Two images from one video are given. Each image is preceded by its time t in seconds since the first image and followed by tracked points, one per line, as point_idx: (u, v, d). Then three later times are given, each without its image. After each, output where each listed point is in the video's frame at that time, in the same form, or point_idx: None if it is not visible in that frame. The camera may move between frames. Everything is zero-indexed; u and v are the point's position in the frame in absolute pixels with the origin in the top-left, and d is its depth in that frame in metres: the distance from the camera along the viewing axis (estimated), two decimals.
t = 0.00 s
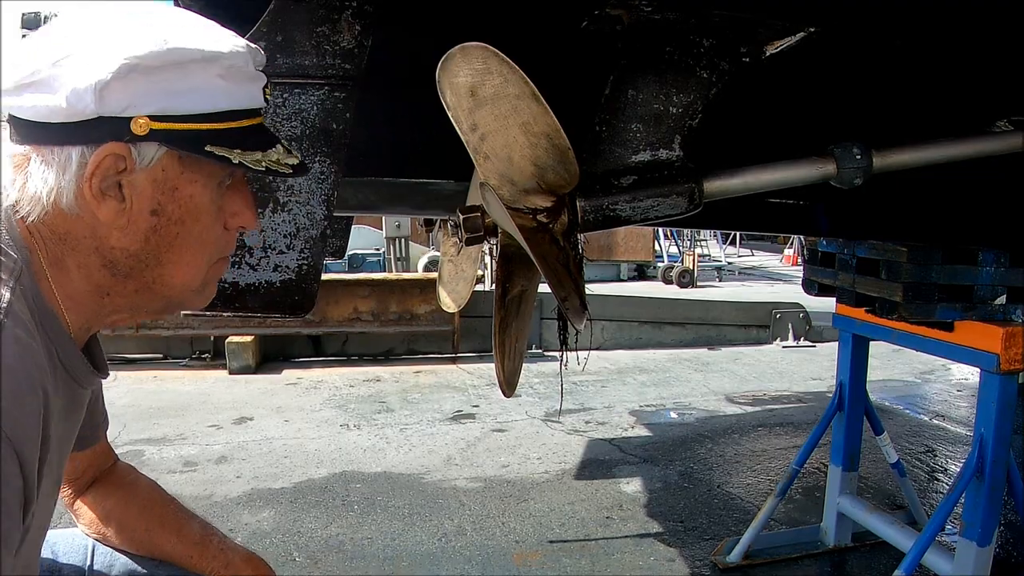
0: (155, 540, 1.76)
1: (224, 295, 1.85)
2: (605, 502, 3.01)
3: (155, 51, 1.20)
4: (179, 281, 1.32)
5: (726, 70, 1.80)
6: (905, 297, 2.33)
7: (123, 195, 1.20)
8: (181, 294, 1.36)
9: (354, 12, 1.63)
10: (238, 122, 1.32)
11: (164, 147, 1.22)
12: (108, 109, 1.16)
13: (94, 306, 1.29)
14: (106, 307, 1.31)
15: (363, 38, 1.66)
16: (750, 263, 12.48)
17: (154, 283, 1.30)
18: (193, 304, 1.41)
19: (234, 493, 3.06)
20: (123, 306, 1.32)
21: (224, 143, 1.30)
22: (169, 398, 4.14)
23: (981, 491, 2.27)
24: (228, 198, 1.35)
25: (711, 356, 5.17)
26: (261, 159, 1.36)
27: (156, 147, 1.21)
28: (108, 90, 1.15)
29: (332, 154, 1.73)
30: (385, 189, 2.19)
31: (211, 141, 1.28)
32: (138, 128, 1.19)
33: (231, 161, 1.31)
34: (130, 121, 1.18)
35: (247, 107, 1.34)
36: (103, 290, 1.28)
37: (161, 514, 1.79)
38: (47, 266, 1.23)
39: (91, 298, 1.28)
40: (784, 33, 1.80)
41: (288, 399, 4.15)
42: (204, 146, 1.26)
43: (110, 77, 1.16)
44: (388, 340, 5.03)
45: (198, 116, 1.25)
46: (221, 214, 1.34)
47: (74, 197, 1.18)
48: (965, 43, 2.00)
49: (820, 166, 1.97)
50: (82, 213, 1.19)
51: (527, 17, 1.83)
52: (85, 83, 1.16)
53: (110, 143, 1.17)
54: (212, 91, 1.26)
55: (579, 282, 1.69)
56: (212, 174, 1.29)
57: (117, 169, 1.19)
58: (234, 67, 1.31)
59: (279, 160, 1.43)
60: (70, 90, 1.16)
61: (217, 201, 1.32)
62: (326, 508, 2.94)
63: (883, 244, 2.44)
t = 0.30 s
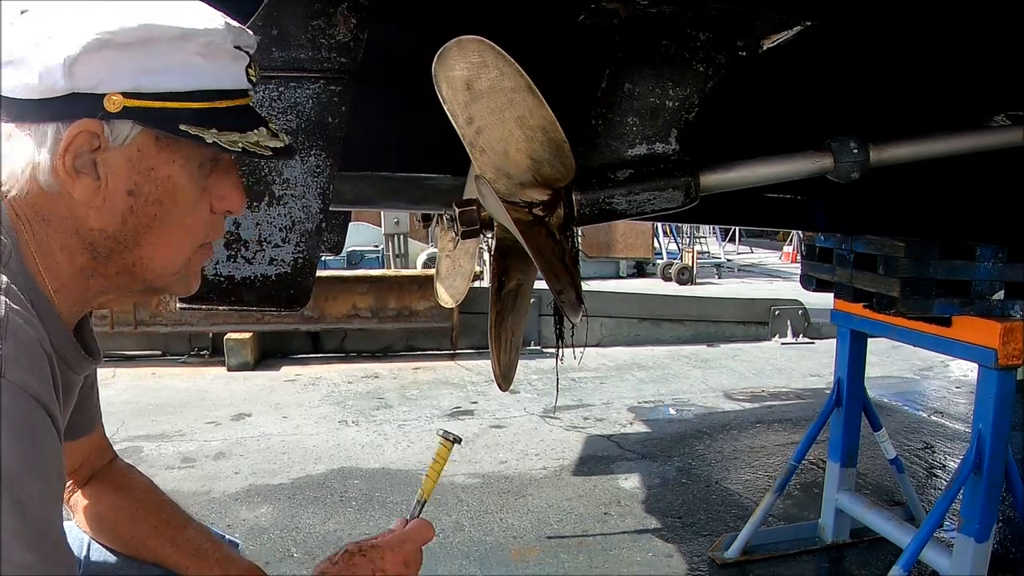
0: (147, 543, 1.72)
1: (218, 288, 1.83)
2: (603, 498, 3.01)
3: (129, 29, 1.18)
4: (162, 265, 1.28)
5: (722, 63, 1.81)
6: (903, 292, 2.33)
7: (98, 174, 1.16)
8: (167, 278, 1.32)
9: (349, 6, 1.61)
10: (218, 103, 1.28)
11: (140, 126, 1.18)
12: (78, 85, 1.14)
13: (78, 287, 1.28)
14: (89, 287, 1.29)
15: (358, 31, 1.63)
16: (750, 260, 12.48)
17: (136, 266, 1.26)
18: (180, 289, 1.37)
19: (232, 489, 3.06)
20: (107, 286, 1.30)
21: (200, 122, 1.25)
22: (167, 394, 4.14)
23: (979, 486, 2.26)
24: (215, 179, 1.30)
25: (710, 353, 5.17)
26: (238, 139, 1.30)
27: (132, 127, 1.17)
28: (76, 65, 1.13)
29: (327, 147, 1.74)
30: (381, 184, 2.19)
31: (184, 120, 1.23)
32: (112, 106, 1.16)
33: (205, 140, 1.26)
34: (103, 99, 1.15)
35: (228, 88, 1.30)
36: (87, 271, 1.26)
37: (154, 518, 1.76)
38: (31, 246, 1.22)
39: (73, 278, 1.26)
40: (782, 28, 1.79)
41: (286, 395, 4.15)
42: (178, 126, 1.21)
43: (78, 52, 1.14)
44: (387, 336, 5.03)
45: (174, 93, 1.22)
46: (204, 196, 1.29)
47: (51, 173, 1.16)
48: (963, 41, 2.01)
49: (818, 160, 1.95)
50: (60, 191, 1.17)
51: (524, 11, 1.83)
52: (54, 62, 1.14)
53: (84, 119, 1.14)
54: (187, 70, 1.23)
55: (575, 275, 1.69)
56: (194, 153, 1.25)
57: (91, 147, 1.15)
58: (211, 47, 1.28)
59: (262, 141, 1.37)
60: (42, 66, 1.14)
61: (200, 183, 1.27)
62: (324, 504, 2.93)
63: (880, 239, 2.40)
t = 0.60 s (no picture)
0: (159, 550, 1.71)
1: (217, 290, 1.82)
2: (602, 498, 3.01)
3: None
4: (115, 241, 1.18)
5: (722, 63, 1.80)
6: (903, 292, 2.32)
7: (47, 138, 1.09)
8: (127, 256, 1.22)
9: (347, 5, 1.61)
10: (170, 64, 1.14)
11: (81, 88, 1.07)
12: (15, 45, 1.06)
13: (48, 268, 1.22)
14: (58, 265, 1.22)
15: (356, 31, 1.63)
16: (749, 258, 12.48)
17: (89, 239, 1.17)
18: (151, 271, 1.26)
19: (231, 488, 3.06)
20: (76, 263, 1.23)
21: (145, 84, 1.11)
22: (167, 393, 4.14)
23: (979, 486, 2.26)
24: (178, 152, 1.18)
25: (709, 351, 5.17)
26: (169, 98, 1.13)
27: (75, 90, 1.08)
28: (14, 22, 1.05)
29: (325, 148, 1.72)
30: (379, 184, 2.18)
31: (118, 79, 1.09)
32: (52, 67, 1.07)
33: (129, 97, 1.09)
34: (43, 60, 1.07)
35: (176, 49, 1.15)
36: (46, 245, 1.19)
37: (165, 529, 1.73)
38: None
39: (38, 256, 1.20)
40: (781, 27, 1.79)
41: (285, 394, 4.15)
42: (108, 83, 1.08)
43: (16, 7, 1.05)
44: (386, 335, 5.03)
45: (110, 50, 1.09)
46: (162, 167, 1.17)
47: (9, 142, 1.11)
48: (965, 39, 1.98)
49: (817, 160, 1.94)
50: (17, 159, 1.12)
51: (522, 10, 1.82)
52: None
53: (28, 81, 1.07)
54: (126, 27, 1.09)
55: (573, 276, 1.67)
56: (144, 118, 1.13)
57: (39, 109, 1.08)
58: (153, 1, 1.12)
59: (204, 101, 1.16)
60: None
61: (157, 153, 1.16)
62: (323, 504, 2.93)
63: (880, 239, 2.40)
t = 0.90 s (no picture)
0: (163, 549, 1.72)
1: (216, 286, 1.82)
2: (601, 494, 3.01)
3: None
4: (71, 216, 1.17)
5: (720, 60, 1.80)
6: (902, 288, 2.34)
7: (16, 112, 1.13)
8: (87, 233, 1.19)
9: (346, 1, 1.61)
10: (131, 37, 1.13)
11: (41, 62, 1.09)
12: None
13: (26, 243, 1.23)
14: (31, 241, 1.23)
15: (355, 28, 1.64)
16: (749, 255, 12.48)
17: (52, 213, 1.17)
18: (114, 253, 1.22)
19: (230, 485, 3.06)
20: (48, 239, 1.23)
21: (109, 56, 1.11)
22: (166, 390, 4.14)
23: (978, 483, 2.26)
24: (133, 127, 1.16)
25: (709, 348, 5.17)
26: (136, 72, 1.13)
27: (38, 64, 1.10)
28: None
29: (324, 144, 1.73)
30: (378, 180, 2.18)
31: (71, 52, 1.09)
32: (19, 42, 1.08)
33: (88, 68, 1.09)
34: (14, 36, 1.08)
35: (135, 23, 1.14)
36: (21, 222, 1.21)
37: (170, 526, 1.74)
38: None
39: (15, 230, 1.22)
40: (779, 23, 1.78)
41: (285, 391, 4.16)
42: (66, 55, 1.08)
43: None
44: (386, 332, 5.03)
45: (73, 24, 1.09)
46: (118, 141, 1.15)
47: None
48: (964, 35, 1.97)
49: (816, 156, 1.95)
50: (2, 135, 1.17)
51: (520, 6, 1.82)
52: None
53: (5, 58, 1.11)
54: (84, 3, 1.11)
55: (572, 272, 1.67)
56: (98, 92, 1.13)
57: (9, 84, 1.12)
58: None
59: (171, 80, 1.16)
60: None
61: (111, 127, 1.14)
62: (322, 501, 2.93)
63: (879, 237, 2.42)
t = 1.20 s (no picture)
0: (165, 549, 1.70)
1: (218, 285, 1.84)
2: (602, 493, 3.02)
3: None
4: (102, 209, 1.21)
5: (723, 59, 1.79)
6: (903, 287, 2.34)
7: (34, 114, 1.12)
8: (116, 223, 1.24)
9: None
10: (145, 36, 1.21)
11: (67, 62, 1.12)
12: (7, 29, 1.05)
13: (35, 242, 1.23)
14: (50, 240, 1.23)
15: (357, 27, 1.62)
16: (749, 254, 12.49)
17: (78, 210, 1.19)
18: (143, 239, 1.30)
19: (231, 484, 3.06)
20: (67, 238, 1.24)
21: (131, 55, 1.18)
22: (167, 389, 4.14)
23: (979, 482, 2.27)
24: (158, 122, 1.22)
25: (709, 347, 5.18)
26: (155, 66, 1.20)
27: (61, 64, 1.13)
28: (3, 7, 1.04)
29: (326, 143, 1.73)
30: (379, 179, 2.18)
31: (105, 52, 1.14)
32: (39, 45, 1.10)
33: (120, 68, 1.15)
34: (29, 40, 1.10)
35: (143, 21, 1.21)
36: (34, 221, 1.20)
37: (173, 526, 1.72)
38: None
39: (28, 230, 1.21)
40: (781, 23, 1.77)
41: (286, 390, 4.16)
42: (94, 55, 1.13)
43: None
44: (387, 331, 5.04)
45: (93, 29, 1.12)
46: (147, 135, 1.21)
47: None
48: (968, 36, 1.97)
49: (818, 156, 1.95)
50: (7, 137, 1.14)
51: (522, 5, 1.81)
52: None
53: (19, 58, 1.12)
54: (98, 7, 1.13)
55: (574, 271, 1.67)
56: (127, 90, 1.17)
57: (27, 85, 1.12)
58: None
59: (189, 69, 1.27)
60: None
61: (140, 122, 1.20)
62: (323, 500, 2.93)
63: (880, 236, 2.43)
